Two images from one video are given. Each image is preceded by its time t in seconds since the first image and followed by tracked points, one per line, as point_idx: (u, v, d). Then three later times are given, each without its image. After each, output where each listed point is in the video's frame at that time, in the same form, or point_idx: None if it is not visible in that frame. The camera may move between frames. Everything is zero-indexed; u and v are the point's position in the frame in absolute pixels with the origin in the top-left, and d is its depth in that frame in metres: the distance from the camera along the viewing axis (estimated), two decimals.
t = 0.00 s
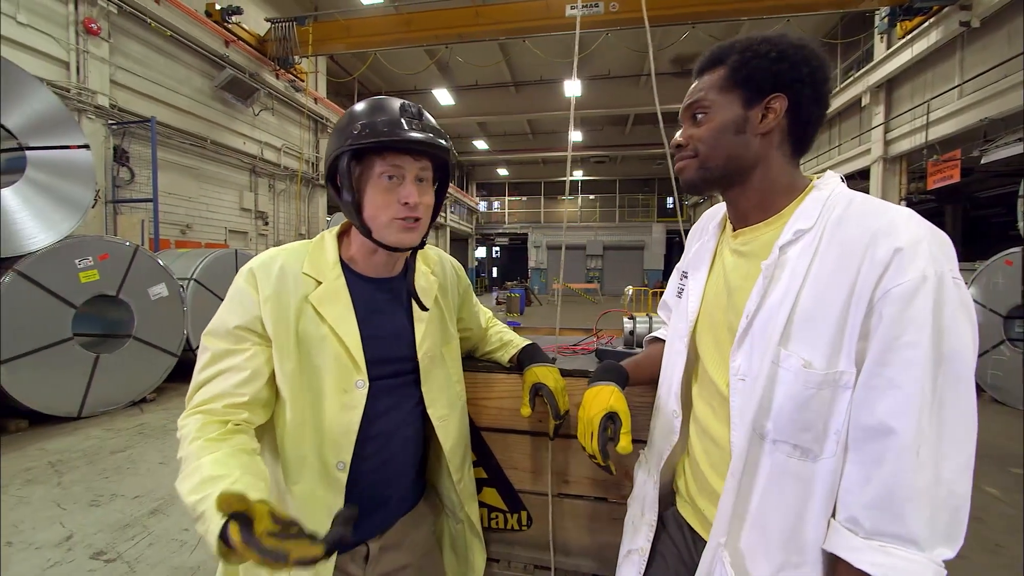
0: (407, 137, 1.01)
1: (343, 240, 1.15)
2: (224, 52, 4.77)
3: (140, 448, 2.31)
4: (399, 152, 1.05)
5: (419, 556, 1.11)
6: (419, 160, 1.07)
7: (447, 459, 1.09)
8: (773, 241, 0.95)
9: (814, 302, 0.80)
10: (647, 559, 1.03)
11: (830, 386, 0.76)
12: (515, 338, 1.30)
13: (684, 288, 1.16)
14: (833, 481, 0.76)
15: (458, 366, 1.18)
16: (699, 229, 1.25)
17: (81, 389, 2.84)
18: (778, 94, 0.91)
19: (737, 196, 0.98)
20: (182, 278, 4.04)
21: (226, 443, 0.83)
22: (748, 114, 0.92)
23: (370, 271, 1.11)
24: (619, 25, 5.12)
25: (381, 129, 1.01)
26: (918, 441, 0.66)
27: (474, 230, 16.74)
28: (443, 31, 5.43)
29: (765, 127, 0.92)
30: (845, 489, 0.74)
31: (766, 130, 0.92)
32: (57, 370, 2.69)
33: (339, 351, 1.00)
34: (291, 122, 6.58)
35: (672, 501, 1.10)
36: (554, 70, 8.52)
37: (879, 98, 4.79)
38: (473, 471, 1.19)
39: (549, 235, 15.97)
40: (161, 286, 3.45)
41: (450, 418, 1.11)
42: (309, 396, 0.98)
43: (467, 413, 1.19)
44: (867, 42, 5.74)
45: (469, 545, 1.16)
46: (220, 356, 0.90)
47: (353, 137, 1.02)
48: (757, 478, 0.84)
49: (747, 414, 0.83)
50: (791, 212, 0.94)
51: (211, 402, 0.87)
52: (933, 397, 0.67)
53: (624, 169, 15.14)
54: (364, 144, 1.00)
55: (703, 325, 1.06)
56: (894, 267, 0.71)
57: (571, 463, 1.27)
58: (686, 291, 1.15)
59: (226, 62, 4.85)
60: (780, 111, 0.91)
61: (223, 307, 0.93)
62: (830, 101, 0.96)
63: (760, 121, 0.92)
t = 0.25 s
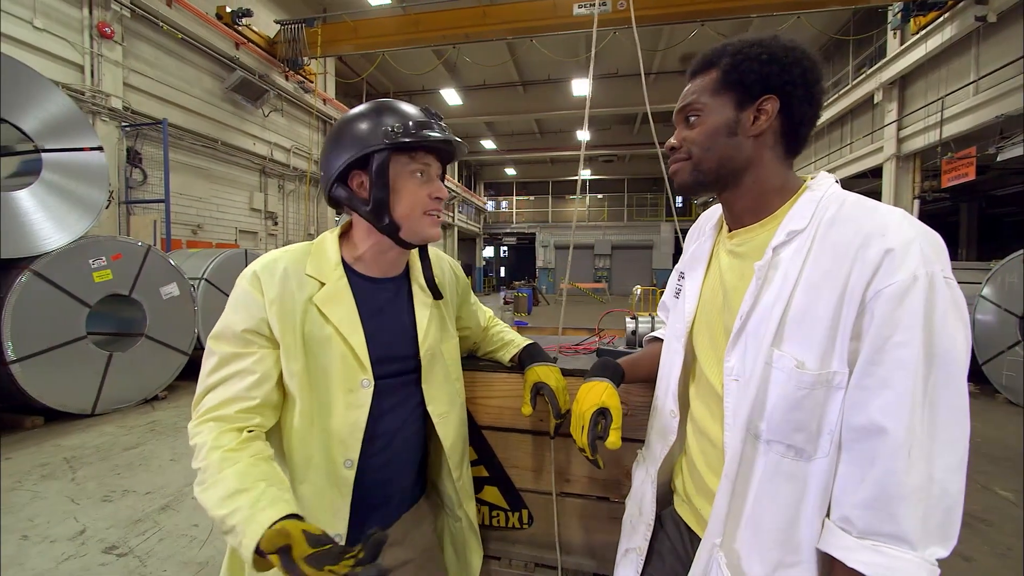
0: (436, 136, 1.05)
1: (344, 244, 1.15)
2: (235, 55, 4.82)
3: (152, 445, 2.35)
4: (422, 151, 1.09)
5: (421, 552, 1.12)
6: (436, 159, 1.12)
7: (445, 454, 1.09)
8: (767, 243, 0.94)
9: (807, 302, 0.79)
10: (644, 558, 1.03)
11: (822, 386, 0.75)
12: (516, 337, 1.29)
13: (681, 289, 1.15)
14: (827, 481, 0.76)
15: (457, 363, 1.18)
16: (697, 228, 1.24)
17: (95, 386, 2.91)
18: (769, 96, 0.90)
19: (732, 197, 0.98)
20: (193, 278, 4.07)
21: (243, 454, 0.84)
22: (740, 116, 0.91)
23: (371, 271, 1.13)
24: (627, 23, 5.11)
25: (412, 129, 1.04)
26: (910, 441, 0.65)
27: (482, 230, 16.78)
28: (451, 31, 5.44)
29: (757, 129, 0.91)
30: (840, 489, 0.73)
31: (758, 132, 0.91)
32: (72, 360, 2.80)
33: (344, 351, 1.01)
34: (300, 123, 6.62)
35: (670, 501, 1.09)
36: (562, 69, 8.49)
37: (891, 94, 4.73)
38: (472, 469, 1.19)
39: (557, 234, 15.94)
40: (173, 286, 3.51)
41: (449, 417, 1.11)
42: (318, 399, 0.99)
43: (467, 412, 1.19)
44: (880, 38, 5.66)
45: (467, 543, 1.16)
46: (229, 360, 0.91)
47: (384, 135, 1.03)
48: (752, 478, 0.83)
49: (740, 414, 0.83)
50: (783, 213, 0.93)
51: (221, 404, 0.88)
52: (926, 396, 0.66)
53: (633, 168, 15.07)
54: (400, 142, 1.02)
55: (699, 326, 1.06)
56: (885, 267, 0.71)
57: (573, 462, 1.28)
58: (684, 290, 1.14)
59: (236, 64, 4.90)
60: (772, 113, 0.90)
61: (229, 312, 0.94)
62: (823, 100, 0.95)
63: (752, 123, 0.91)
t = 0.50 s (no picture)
0: (430, 126, 1.09)
1: (347, 236, 1.16)
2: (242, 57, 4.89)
3: (161, 442, 2.39)
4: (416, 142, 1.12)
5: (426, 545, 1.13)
6: (429, 150, 1.15)
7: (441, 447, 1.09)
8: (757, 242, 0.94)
9: (794, 301, 0.79)
10: (638, 554, 1.03)
11: (809, 384, 0.74)
12: (513, 336, 1.28)
13: (676, 288, 1.15)
14: (815, 479, 0.75)
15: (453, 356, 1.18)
16: (692, 228, 1.24)
17: (106, 383, 2.96)
18: (758, 97, 0.90)
19: (721, 196, 0.98)
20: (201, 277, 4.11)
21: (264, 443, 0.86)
22: (728, 116, 0.91)
23: (373, 263, 1.13)
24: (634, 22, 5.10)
25: (408, 119, 1.06)
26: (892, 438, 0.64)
27: (488, 229, 16.82)
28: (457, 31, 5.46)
29: (745, 130, 0.91)
30: (827, 488, 0.72)
31: (746, 132, 0.91)
32: (83, 360, 2.85)
33: (352, 343, 1.02)
34: (307, 124, 6.64)
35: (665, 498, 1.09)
36: (568, 68, 8.49)
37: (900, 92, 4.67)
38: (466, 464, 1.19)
39: (563, 234, 15.94)
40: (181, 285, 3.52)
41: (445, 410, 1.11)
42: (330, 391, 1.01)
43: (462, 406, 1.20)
44: (890, 35, 5.60)
45: (461, 538, 1.16)
46: (236, 352, 0.91)
47: (381, 127, 1.05)
48: (741, 477, 0.83)
49: (728, 412, 0.83)
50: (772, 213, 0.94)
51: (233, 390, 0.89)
52: (910, 394, 0.65)
53: (639, 167, 15.02)
54: (398, 132, 1.04)
55: (693, 326, 1.05)
56: (869, 265, 0.70)
57: (571, 459, 1.28)
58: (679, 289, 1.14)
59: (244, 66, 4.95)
60: (760, 113, 0.90)
61: (232, 305, 0.92)
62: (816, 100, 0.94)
63: (740, 123, 0.91)
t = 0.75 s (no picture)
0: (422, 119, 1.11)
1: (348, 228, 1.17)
2: (248, 57, 4.92)
3: (166, 439, 2.42)
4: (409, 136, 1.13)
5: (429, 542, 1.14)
6: (421, 145, 1.16)
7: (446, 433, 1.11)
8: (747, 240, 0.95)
9: (783, 297, 0.79)
10: (631, 548, 1.04)
11: (798, 379, 0.75)
12: (511, 333, 1.30)
13: (671, 286, 1.15)
14: (804, 474, 0.75)
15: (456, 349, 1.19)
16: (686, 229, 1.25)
17: (113, 380, 3.01)
18: (748, 96, 0.90)
19: (713, 194, 0.99)
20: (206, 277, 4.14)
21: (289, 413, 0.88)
22: (720, 116, 0.92)
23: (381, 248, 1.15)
24: (637, 20, 5.08)
25: (400, 114, 1.08)
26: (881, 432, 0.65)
27: (491, 229, 16.83)
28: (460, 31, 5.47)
29: (736, 129, 0.92)
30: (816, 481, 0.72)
31: (737, 131, 0.91)
32: (92, 359, 2.88)
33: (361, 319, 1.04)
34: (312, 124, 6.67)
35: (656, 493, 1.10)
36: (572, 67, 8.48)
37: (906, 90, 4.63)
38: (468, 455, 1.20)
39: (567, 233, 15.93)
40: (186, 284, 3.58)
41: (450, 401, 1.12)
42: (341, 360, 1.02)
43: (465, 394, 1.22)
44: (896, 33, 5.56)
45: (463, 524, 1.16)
46: (254, 322, 0.91)
47: (376, 120, 1.06)
48: (731, 471, 0.83)
49: (719, 409, 0.83)
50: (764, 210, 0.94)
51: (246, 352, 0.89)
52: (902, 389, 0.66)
53: (644, 167, 14.99)
54: (392, 124, 1.06)
55: (686, 325, 1.05)
56: (860, 262, 0.71)
57: (566, 455, 1.28)
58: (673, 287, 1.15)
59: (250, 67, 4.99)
60: (751, 112, 0.90)
61: (245, 283, 0.95)
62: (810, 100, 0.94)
63: (731, 123, 0.91)
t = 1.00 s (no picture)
0: (427, 123, 1.11)
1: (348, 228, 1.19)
2: (251, 57, 4.94)
3: (170, 437, 2.43)
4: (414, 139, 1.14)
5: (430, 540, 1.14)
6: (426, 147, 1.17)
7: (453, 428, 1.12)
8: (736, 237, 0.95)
9: (769, 290, 0.80)
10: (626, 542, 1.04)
11: (786, 370, 0.75)
12: (507, 330, 1.33)
13: (665, 284, 1.15)
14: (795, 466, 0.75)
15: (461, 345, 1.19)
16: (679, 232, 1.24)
17: (117, 378, 3.03)
18: (734, 99, 0.91)
19: (704, 195, 0.99)
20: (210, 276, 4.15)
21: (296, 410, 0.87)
22: (706, 120, 0.92)
23: (379, 246, 1.15)
24: (639, 19, 5.08)
25: (406, 116, 1.09)
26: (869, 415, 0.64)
27: (494, 228, 16.85)
28: (462, 31, 5.48)
29: (723, 132, 0.92)
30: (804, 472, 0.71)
31: (723, 134, 0.92)
32: (95, 357, 2.91)
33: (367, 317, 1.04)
34: (315, 124, 6.67)
35: (648, 489, 1.09)
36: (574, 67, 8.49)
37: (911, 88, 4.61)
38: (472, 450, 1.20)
39: (569, 233, 15.93)
40: (191, 283, 3.58)
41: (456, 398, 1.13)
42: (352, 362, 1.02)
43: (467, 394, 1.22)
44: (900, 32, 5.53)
45: (471, 519, 1.17)
46: (264, 326, 0.92)
47: (379, 122, 1.07)
48: (725, 464, 0.83)
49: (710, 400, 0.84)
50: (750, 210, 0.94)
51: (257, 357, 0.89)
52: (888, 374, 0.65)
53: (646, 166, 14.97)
54: (396, 126, 1.07)
55: (680, 322, 1.05)
56: (841, 249, 0.71)
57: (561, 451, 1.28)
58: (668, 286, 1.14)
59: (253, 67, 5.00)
60: (736, 115, 0.91)
61: (253, 287, 0.95)
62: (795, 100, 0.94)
63: (718, 126, 0.92)
